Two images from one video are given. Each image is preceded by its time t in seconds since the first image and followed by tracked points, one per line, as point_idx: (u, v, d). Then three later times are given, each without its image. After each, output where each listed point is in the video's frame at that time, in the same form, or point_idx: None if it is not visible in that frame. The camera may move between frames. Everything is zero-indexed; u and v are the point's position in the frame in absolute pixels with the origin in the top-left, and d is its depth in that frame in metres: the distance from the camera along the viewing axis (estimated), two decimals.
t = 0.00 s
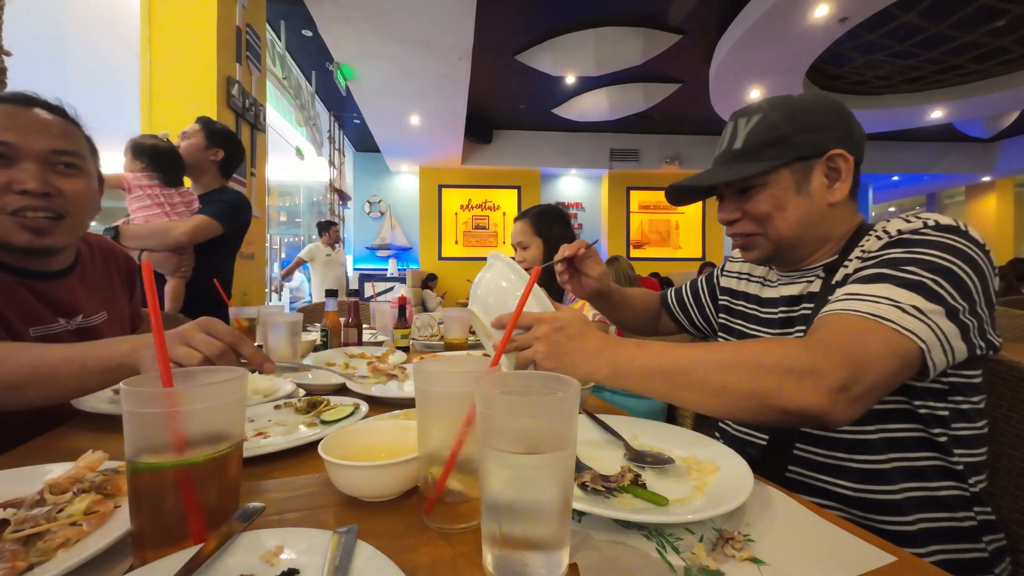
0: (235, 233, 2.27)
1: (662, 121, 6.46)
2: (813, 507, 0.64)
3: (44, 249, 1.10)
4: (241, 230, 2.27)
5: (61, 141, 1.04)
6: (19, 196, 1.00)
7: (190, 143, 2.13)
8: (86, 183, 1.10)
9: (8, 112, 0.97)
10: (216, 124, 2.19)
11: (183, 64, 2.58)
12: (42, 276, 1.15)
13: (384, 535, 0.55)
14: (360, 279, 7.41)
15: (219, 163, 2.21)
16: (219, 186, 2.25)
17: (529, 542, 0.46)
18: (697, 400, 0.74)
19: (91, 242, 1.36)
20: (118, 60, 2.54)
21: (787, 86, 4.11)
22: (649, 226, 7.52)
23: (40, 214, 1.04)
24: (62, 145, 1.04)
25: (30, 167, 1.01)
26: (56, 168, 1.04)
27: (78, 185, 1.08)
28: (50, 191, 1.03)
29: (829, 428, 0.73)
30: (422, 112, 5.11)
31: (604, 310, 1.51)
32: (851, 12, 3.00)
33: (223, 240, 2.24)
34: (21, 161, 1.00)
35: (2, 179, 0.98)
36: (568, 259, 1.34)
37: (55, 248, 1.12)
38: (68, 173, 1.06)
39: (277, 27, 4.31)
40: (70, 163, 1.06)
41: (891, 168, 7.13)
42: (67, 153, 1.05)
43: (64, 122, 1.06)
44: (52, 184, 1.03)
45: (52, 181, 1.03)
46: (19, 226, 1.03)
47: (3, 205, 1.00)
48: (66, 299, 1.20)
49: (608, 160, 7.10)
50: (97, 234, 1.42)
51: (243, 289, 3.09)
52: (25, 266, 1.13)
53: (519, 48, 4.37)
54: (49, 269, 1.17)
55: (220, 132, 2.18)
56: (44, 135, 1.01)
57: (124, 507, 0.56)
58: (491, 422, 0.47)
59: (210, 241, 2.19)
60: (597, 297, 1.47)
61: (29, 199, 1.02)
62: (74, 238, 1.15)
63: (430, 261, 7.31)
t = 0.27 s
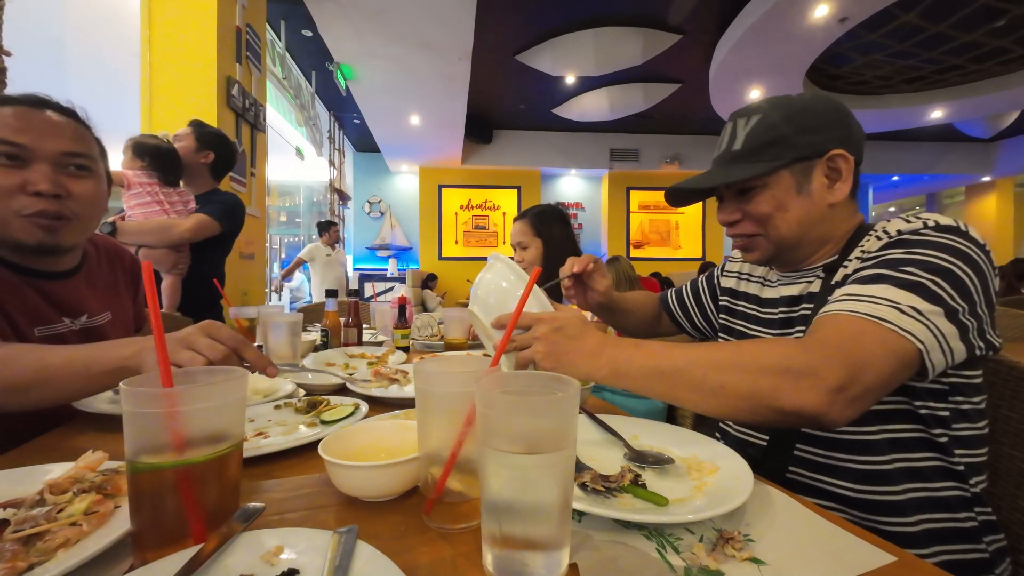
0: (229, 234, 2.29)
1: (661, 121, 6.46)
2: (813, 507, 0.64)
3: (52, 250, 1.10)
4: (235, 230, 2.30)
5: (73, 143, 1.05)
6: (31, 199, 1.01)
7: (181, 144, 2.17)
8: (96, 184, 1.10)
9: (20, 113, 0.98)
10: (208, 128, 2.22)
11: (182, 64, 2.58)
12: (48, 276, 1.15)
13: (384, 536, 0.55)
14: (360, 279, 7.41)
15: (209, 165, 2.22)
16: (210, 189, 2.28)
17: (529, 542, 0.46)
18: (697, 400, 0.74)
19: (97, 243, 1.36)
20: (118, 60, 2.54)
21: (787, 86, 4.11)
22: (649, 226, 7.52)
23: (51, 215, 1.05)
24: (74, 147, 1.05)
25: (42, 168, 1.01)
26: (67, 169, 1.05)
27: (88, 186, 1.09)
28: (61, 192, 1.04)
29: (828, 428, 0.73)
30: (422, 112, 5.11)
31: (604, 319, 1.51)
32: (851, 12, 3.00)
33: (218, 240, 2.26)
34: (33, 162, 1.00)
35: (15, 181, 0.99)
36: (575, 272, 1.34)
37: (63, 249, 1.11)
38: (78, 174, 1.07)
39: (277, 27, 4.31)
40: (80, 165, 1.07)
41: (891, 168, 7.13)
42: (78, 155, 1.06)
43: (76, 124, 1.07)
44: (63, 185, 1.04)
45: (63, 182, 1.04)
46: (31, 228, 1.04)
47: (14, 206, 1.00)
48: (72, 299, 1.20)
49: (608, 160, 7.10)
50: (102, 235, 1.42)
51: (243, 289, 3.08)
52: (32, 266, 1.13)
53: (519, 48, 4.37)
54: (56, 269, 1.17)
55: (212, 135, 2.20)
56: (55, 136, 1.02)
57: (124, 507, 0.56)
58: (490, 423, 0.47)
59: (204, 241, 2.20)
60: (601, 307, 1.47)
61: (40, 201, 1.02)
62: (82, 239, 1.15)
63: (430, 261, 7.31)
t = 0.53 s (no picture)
0: (215, 234, 2.29)
1: (662, 121, 6.46)
2: (813, 507, 0.64)
3: (55, 249, 1.10)
4: (220, 229, 2.30)
5: (76, 143, 1.05)
6: (35, 198, 1.01)
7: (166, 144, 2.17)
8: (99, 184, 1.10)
9: (24, 113, 0.99)
10: (194, 129, 2.23)
11: (182, 64, 2.58)
12: (50, 275, 1.15)
13: (385, 535, 0.55)
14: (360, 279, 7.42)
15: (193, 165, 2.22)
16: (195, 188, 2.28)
17: (529, 542, 0.46)
18: (697, 400, 0.74)
19: (99, 243, 1.37)
20: (119, 60, 2.54)
21: (787, 86, 4.11)
22: (649, 226, 7.52)
23: (53, 215, 1.04)
24: (77, 147, 1.05)
25: (47, 168, 1.02)
26: (71, 169, 1.05)
27: (91, 186, 1.09)
28: (64, 191, 1.04)
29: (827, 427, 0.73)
30: (422, 112, 5.11)
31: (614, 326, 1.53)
32: (851, 12, 3.00)
33: (204, 239, 2.25)
34: (37, 161, 1.01)
35: (19, 181, 0.99)
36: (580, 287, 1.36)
37: (66, 249, 1.11)
38: (81, 174, 1.07)
39: (277, 28, 4.31)
40: (84, 165, 1.07)
41: (891, 168, 7.13)
42: (83, 155, 1.06)
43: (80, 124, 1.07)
44: (67, 185, 1.04)
45: (67, 181, 1.04)
46: (35, 228, 1.03)
47: (18, 206, 1.00)
48: (73, 299, 1.20)
49: (608, 160, 7.10)
50: (103, 236, 1.43)
51: (243, 289, 3.09)
52: (34, 265, 1.13)
53: (519, 48, 4.37)
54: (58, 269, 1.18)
55: (200, 137, 2.22)
56: (58, 136, 1.02)
57: (124, 507, 0.56)
58: (491, 423, 0.47)
59: (189, 239, 2.19)
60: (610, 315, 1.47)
61: (44, 201, 1.02)
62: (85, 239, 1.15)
63: (430, 261, 7.31)
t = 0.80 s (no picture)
0: (202, 233, 2.27)
1: (662, 121, 6.46)
2: (813, 507, 0.64)
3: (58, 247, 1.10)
4: (206, 230, 2.28)
5: (82, 145, 1.06)
6: (39, 197, 1.02)
7: (148, 145, 2.15)
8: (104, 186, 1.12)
9: (31, 115, 1.00)
10: (178, 130, 2.22)
11: (182, 64, 2.58)
12: (52, 273, 1.15)
13: (384, 535, 0.55)
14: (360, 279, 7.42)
15: (174, 166, 2.22)
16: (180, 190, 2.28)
17: (529, 542, 0.46)
18: (696, 400, 0.74)
19: (100, 243, 1.37)
20: (119, 60, 2.54)
21: (787, 86, 4.11)
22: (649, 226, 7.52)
23: (57, 215, 1.05)
24: (83, 149, 1.07)
25: (52, 169, 1.03)
26: (76, 171, 1.06)
27: (95, 188, 1.10)
28: (67, 190, 1.04)
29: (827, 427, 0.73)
30: (422, 112, 5.11)
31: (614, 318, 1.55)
32: (851, 12, 3.00)
33: (187, 239, 2.22)
34: (43, 162, 1.02)
35: (24, 180, 1.00)
36: (584, 286, 1.35)
37: (66, 246, 1.12)
38: (87, 176, 1.08)
39: (277, 28, 4.31)
40: (89, 166, 1.08)
41: (891, 168, 7.13)
42: (89, 157, 1.08)
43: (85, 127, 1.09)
44: (72, 186, 1.05)
45: (72, 182, 1.05)
46: (38, 227, 1.04)
47: (22, 205, 1.01)
48: (76, 297, 1.20)
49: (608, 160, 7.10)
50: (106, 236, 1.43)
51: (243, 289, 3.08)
52: (36, 263, 1.14)
53: (519, 48, 4.37)
54: (60, 267, 1.18)
55: (185, 137, 2.21)
56: (64, 137, 1.04)
57: (124, 507, 0.56)
58: (490, 423, 0.47)
59: (169, 239, 2.17)
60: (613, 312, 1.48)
61: (47, 199, 1.03)
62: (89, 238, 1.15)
63: (430, 261, 7.31)
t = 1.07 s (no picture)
0: (189, 232, 2.25)
1: (662, 121, 6.46)
2: (813, 507, 0.64)
3: (22, 248, 1.07)
4: (194, 229, 2.27)
5: (16, 139, 0.98)
6: None
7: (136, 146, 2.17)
8: (49, 182, 1.03)
9: None
10: (166, 131, 2.22)
11: (182, 64, 2.58)
12: (48, 273, 1.15)
13: (385, 535, 0.55)
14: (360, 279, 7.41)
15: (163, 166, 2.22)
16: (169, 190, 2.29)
17: (529, 542, 0.46)
18: (696, 399, 0.74)
19: (103, 241, 1.37)
20: (119, 60, 2.54)
21: (787, 86, 4.11)
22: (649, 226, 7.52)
23: None
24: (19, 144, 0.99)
25: None
26: (11, 167, 0.99)
27: (39, 187, 1.02)
28: (1, 191, 0.97)
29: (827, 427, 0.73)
30: (422, 112, 5.11)
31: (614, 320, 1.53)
32: (852, 12, 3.00)
33: (177, 239, 2.22)
34: None
35: None
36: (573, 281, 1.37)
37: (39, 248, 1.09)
38: (26, 173, 1.00)
39: (277, 28, 4.31)
40: (28, 163, 1.00)
41: (891, 168, 7.13)
42: (25, 152, 1.00)
43: (34, 120, 1.02)
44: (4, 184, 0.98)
45: (7, 180, 0.98)
46: None
47: None
48: (72, 297, 1.20)
49: (608, 160, 7.10)
50: (111, 236, 1.43)
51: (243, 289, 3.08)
52: (33, 263, 1.13)
53: (519, 47, 4.37)
54: (57, 267, 1.18)
55: (172, 137, 2.22)
56: None
57: (123, 507, 0.56)
58: (492, 422, 0.47)
59: (158, 238, 2.16)
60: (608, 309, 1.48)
61: None
62: (51, 240, 1.10)
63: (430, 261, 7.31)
